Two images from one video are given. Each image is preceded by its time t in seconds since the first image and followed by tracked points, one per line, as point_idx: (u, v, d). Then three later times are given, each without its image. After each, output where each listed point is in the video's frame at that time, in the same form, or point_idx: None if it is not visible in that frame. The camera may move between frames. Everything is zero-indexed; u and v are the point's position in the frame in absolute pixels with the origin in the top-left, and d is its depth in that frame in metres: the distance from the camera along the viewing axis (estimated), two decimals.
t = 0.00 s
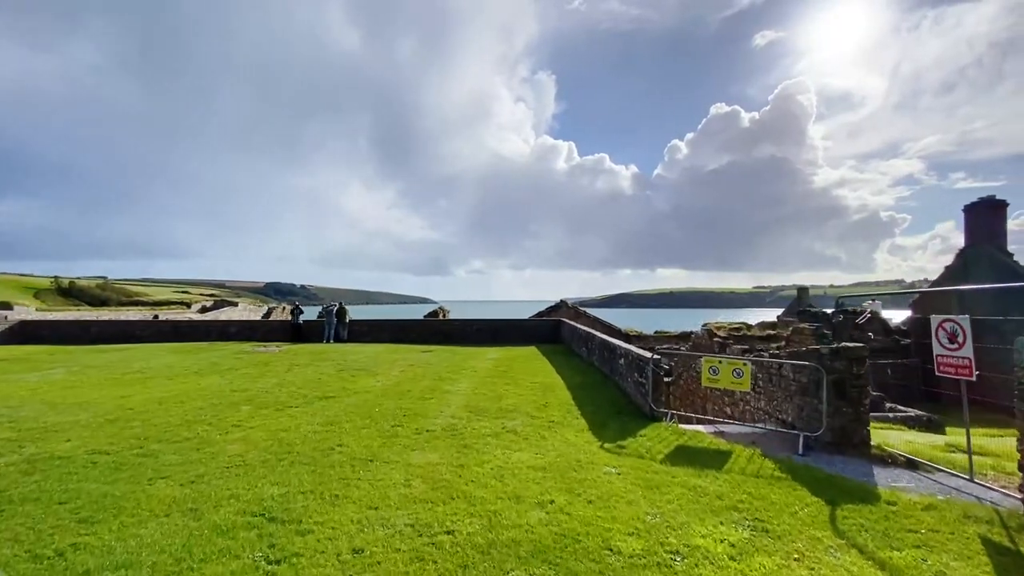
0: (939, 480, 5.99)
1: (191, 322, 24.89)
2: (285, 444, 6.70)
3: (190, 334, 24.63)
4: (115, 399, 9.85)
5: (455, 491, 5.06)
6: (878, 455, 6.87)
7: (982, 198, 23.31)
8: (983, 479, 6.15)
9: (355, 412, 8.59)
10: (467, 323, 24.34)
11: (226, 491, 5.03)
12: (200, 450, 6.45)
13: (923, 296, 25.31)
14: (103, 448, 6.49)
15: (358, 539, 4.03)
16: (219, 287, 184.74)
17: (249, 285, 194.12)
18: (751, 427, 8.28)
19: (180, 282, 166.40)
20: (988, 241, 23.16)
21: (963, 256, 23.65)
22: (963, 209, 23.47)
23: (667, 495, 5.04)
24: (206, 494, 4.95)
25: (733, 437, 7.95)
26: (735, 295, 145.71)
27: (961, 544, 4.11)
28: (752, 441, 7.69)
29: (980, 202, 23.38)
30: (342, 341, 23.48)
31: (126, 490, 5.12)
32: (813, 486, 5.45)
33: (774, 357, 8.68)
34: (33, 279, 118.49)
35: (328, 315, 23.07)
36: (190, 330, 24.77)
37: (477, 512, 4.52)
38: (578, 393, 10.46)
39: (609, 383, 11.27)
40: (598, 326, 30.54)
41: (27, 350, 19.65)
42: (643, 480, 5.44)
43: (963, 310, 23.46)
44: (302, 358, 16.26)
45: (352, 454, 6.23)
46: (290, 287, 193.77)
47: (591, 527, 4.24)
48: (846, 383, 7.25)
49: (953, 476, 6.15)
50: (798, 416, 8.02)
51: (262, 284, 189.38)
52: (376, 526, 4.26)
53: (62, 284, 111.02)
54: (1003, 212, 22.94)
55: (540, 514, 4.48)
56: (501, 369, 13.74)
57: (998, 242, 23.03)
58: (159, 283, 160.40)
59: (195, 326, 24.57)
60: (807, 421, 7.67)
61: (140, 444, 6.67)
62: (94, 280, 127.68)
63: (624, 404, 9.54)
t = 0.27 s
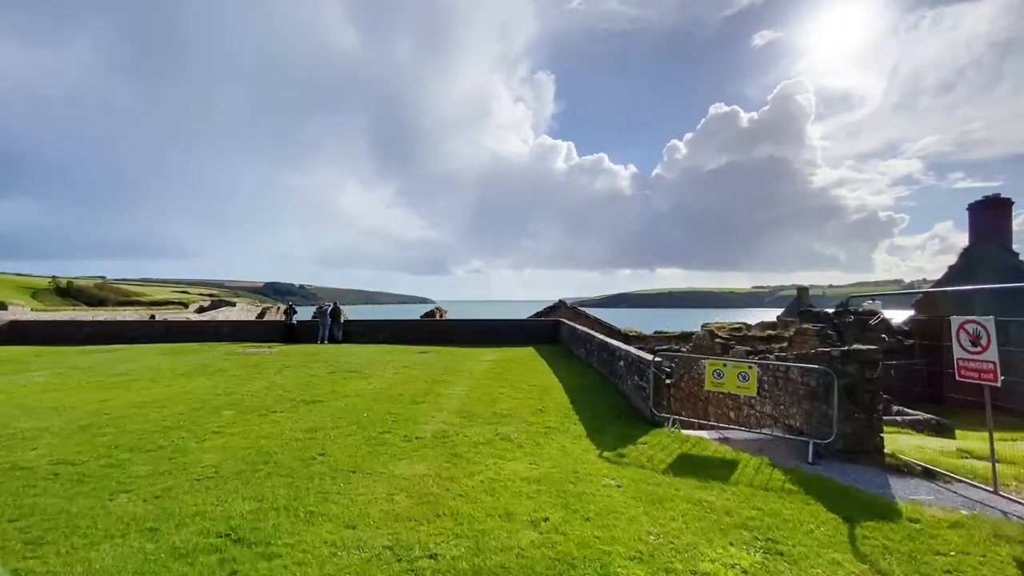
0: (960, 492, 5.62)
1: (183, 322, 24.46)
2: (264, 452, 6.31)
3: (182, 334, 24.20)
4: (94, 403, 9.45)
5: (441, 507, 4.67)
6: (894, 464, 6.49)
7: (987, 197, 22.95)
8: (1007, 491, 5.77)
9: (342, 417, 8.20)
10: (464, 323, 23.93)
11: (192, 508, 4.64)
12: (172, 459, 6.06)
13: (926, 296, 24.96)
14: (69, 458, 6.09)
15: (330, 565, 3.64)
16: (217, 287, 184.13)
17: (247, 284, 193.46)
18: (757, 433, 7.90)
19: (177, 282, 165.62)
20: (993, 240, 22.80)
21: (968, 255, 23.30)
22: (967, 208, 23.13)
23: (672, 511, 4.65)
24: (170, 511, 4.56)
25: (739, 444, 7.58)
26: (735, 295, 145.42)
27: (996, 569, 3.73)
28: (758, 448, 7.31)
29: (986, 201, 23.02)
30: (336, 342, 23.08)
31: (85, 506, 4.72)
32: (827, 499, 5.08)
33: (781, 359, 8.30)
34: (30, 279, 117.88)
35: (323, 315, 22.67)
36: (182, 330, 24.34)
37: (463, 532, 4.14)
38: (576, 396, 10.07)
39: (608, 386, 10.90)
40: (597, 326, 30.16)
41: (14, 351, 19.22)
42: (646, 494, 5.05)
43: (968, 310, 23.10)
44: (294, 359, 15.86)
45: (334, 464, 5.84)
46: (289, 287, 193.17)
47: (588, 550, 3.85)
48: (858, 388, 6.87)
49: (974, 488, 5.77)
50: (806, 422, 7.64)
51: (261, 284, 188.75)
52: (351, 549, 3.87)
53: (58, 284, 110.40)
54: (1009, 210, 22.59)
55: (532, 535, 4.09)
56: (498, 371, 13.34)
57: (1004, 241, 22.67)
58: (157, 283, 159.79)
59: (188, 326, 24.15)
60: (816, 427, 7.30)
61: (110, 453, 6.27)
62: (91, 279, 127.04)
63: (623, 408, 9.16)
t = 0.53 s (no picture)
0: (986, 506, 5.23)
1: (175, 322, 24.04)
2: (239, 461, 5.91)
3: (174, 334, 23.77)
4: (70, 406, 9.04)
5: (423, 524, 4.27)
6: (910, 474, 6.11)
7: (992, 194, 22.60)
8: None
9: (327, 422, 7.80)
10: (460, 323, 23.53)
11: (152, 526, 4.25)
12: (140, 470, 5.66)
13: (930, 296, 24.59)
14: (29, 469, 5.68)
15: None
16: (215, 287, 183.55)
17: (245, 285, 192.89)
18: (763, 439, 7.52)
19: (175, 282, 164.92)
20: (999, 238, 22.43)
21: (972, 253, 22.93)
22: (971, 207, 22.77)
23: (677, 529, 4.26)
24: (127, 531, 4.17)
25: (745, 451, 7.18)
26: (734, 295, 145.12)
27: None
28: (766, 456, 6.92)
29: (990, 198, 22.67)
30: (331, 342, 22.66)
31: (34, 524, 4.32)
32: (844, 514, 4.70)
33: (787, 361, 7.91)
34: (27, 279, 117.30)
35: (317, 315, 22.26)
36: (174, 331, 23.92)
37: (446, 556, 3.75)
38: (573, 399, 9.69)
39: (607, 388, 10.51)
40: (596, 326, 29.77)
41: None
42: (647, 509, 4.66)
43: (973, 310, 22.71)
44: (285, 360, 15.46)
45: (312, 475, 5.44)
46: (287, 287, 192.62)
47: None
48: (871, 392, 6.50)
49: (999, 500, 5.39)
50: (815, 427, 7.27)
51: (259, 283, 188.14)
52: None
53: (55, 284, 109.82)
54: (1014, 208, 22.24)
55: (522, 558, 3.71)
56: (493, 372, 12.93)
57: (1009, 239, 22.31)
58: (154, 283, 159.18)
59: (179, 327, 23.72)
60: (826, 433, 6.92)
61: (74, 463, 5.87)
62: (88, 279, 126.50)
63: (622, 411, 8.78)
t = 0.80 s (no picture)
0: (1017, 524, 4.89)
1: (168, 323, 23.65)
2: (219, 473, 5.56)
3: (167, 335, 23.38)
4: (49, 412, 8.67)
5: (412, 548, 3.92)
6: (932, 487, 5.77)
7: (998, 194, 22.28)
8: None
9: (316, 430, 7.43)
10: (458, 324, 23.18)
11: (115, 551, 3.88)
12: (112, 484, 5.29)
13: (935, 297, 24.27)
14: None
15: None
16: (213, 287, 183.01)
17: (244, 285, 192.36)
18: (773, 448, 7.17)
19: (174, 282, 164.58)
20: (1004, 238, 22.12)
21: (978, 254, 22.62)
22: (977, 206, 22.45)
23: (689, 553, 3.91)
24: (86, 556, 3.81)
25: (755, 461, 6.84)
26: (733, 295, 144.87)
27: None
28: (777, 467, 6.58)
29: (996, 198, 22.36)
30: (327, 343, 22.30)
31: None
32: (867, 535, 4.35)
33: (799, 366, 7.57)
34: (24, 279, 116.82)
35: (312, 316, 21.90)
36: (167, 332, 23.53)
37: None
38: (574, 404, 9.33)
39: (609, 393, 10.16)
40: (596, 327, 29.43)
41: None
42: (656, 530, 4.30)
43: (978, 311, 22.41)
44: (279, 363, 15.10)
45: (296, 490, 5.08)
46: (286, 287, 192.16)
47: None
48: (890, 401, 6.15)
49: None
50: (829, 436, 6.92)
51: (258, 284, 187.64)
52: None
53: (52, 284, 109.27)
54: (1020, 208, 21.93)
55: None
56: (491, 376, 12.57)
57: (1015, 239, 22.00)
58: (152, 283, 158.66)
59: (173, 328, 23.34)
60: (841, 442, 6.58)
61: (43, 477, 5.50)
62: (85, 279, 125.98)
63: (625, 418, 8.43)
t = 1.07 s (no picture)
0: None
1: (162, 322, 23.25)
2: (198, 481, 5.16)
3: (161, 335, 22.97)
4: (28, 414, 8.28)
5: (402, 569, 3.53)
6: (962, 496, 5.40)
7: (1005, 191, 21.91)
8: None
9: (305, 433, 7.05)
10: (457, 324, 22.78)
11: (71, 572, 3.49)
12: (81, 494, 4.90)
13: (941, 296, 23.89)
14: None
15: None
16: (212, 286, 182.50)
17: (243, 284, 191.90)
18: (789, 452, 6.77)
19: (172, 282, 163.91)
20: (1012, 236, 21.74)
21: (985, 252, 22.23)
22: (984, 204, 22.08)
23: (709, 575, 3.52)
24: None
25: (771, 467, 6.46)
26: (734, 295, 144.49)
27: None
28: (795, 473, 6.20)
29: (1003, 196, 21.99)
30: (323, 343, 21.90)
31: None
32: (902, 552, 3.96)
33: (815, 366, 7.18)
34: (24, 279, 116.58)
35: (309, 315, 21.51)
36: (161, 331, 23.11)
37: None
38: (576, 405, 8.94)
39: (613, 394, 9.76)
40: (597, 327, 29.04)
41: None
42: (671, 546, 3.92)
43: (985, 311, 22.03)
44: (274, 362, 14.75)
45: (279, 500, 4.70)
46: (286, 288, 191.58)
47: None
48: (916, 403, 5.78)
49: None
50: (848, 439, 6.55)
51: (257, 284, 186.99)
52: None
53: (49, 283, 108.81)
54: None
55: None
56: (491, 376, 12.17)
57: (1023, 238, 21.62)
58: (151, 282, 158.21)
59: (168, 327, 22.93)
60: (862, 447, 6.20)
61: (7, 486, 5.11)
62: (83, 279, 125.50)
63: (630, 420, 8.05)
